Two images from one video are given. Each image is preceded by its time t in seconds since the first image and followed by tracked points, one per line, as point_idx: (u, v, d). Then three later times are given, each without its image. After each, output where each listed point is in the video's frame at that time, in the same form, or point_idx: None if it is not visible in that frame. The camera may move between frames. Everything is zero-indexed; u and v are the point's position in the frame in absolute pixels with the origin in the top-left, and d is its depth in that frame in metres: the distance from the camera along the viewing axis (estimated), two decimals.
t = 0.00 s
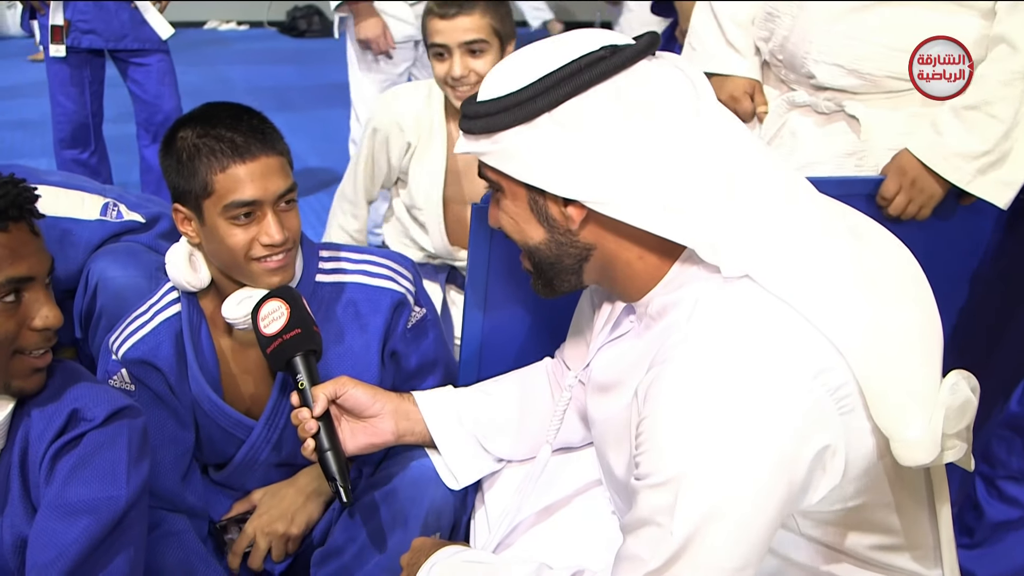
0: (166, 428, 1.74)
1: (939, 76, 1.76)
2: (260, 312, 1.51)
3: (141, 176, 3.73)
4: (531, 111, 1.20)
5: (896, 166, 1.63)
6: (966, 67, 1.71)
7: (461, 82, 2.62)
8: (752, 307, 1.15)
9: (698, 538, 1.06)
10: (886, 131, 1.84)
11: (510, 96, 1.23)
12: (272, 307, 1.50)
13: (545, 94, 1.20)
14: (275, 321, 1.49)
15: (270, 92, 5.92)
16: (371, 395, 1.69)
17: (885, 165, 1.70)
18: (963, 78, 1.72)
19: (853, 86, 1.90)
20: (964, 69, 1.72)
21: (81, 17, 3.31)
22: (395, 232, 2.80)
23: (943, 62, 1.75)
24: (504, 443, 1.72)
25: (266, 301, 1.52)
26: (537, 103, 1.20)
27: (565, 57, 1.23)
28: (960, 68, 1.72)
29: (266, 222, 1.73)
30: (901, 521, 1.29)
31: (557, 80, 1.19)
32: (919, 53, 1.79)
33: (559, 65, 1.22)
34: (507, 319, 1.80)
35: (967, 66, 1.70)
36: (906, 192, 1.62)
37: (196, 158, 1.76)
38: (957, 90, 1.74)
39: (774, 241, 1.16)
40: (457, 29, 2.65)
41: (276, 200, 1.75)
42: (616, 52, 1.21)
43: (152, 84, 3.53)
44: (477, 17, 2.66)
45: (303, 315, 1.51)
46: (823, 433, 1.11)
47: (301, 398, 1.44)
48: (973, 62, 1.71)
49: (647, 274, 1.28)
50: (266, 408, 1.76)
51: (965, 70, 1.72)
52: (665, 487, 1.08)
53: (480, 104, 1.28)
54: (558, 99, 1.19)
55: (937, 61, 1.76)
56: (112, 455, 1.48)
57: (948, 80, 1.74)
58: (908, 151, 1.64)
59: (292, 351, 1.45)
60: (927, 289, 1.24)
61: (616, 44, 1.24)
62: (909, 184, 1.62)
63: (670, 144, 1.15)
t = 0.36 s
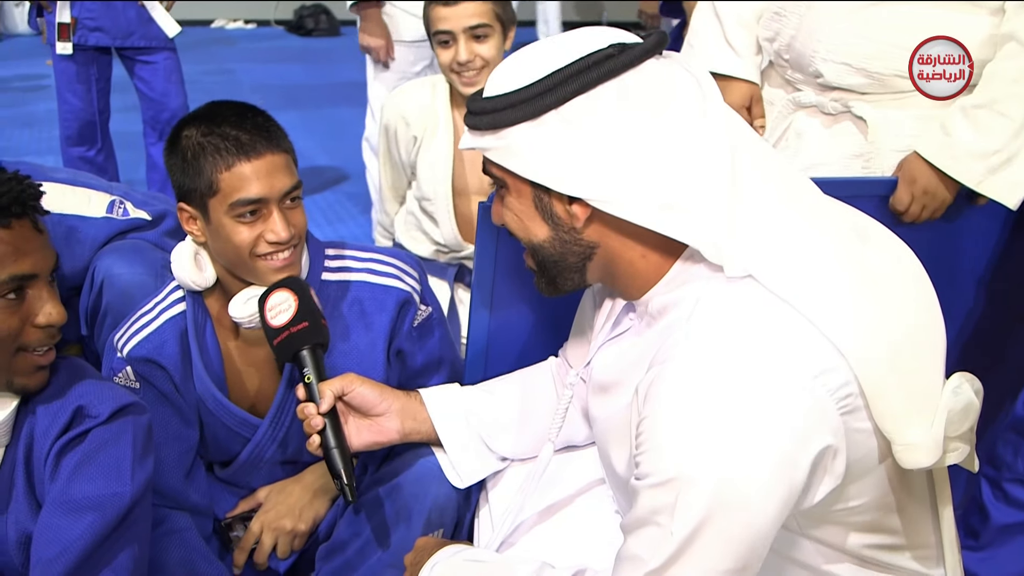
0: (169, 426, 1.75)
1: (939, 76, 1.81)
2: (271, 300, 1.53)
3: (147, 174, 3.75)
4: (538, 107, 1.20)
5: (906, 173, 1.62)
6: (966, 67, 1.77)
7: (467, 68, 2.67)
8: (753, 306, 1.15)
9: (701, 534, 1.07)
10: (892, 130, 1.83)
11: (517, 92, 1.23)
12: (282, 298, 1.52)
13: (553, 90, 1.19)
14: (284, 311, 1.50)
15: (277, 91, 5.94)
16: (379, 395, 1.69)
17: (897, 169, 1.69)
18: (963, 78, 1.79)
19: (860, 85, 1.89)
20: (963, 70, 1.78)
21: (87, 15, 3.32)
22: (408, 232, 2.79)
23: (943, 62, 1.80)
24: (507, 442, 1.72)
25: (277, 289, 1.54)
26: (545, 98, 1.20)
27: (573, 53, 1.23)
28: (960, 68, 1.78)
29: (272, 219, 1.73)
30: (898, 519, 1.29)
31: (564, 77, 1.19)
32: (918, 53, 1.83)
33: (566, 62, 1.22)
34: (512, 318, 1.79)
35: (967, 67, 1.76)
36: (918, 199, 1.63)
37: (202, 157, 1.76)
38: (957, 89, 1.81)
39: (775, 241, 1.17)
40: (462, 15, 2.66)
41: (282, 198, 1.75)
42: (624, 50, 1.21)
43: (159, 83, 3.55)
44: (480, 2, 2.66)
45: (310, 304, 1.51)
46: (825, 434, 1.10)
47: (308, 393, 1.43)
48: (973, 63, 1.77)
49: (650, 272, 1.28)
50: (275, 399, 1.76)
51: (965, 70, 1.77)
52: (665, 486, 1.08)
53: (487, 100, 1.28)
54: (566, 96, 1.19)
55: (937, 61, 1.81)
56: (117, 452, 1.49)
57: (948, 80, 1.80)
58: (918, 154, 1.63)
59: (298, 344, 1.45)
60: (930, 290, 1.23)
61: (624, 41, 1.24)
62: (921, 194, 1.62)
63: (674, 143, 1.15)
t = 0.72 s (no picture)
0: (176, 423, 1.74)
1: (939, 76, 1.79)
2: (435, 309, 1.31)
3: (152, 173, 3.75)
4: (545, 94, 1.20)
5: (905, 165, 1.63)
6: (966, 67, 1.76)
7: (475, 63, 2.68)
8: (755, 304, 1.14)
9: (703, 531, 1.07)
10: (896, 129, 1.81)
11: (524, 79, 1.23)
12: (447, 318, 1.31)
13: (560, 77, 1.20)
14: (431, 335, 1.30)
15: (281, 89, 5.94)
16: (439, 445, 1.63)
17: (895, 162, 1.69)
18: (963, 78, 1.77)
19: (865, 84, 1.88)
20: (963, 70, 1.77)
21: (92, 13, 3.31)
22: (413, 231, 2.81)
23: (943, 62, 1.79)
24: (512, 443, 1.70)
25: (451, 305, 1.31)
26: (552, 85, 1.20)
27: (580, 40, 1.24)
28: (960, 68, 1.77)
29: (278, 220, 1.74)
30: (897, 515, 1.29)
31: (571, 63, 1.20)
32: (918, 53, 1.82)
33: (574, 48, 1.23)
34: (515, 316, 1.79)
35: (967, 67, 1.75)
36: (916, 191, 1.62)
37: (208, 157, 1.77)
38: (957, 89, 1.79)
39: (778, 239, 1.16)
40: (466, 10, 2.66)
41: (288, 198, 1.75)
42: (630, 37, 1.22)
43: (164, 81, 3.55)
44: None
45: (474, 323, 1.31)
46: (825, 431, 1.10)
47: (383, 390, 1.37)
48: (973, 63, 1.76)
49: (653, 266, 1.28)
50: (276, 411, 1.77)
51: (965, 70, 1.76)
52: (668, 484, 1.08)
53: (493, 89, 1.28)
54: (573, 82, 1.19)
55: (937, 61, 1.79)
56: (119, 449, 1.49)
57: (948, 80, 1.79)
58: (915, 146, 1.63)
59: (417, 367, 1.32)
60: (932, 290, 1.23)
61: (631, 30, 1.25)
62: (920, 185, 1.62)
63: (678, 138, 1.14)
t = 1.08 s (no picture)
0: (177, 426, 1.73)
1: (939, 76, 1.79)
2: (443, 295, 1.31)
3: (156, 172, 3.76)
4: (547, 97, 1.20)
5: (908, 165, 1.62)
6: (966, 67, 1.76)
7: (473, 63, 2.68)
8: (760, 304, 1.14)
9: (708, 532, 1.06)
10: (891, 126, 1.81)
11: (525, 84, 1.23)
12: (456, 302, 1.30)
13: (560, 80, 1.20)
14: (443, 319, 1.29)
15: (286, 88, 5.95)
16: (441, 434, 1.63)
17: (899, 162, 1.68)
18: (963, 78, 1.77)
19: (863, 81, 1.88)
20: (964, 69, 1.77)
21: (97, 13, 3.28)
22: (416, 229, 2.81)
23: (943, 62, 1.79)
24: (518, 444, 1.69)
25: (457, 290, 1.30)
26: (552, 88, 1.20)
27: (580, 44, 1.24)
28: (960, 68, 1.77)
29: (282, 227, 1.73)
30: (905, 517, 1.28)
31: (571, 67, 1.19)
32: (918, 53, 1.81)
33: (573, 52, 1.23)
34: (519, 318, 1.79)
35: (968, 67, 1.75)
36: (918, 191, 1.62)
37: (211, 161, 1.77)
38: (957, 90, 1.80)
39: (783, 238, 1.16)
40: (463, 10, 2.65)
41: (291, 205, 1.75)
42: (629, 39, 1.22)
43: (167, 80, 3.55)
44: None
45: (485, 312, 1.28)
46: (830, 430, 1.10)
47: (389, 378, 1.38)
48: (973, 62, 1.76)
49: (657, 268, 1.28)
50: (278, 417, 1.78)
51: (965, 70, 1.76)
52: (673, 484, 1.07)
53: (493, 95, 1.28)
54: (574, 85, 1.19)
55: (937, 61, 1.79)
56: (120, 448, 1.49)
57: (948, 80, 1.78)
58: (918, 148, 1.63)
59: (423, 356, 1.32)
60: (938, 292, 1.22)
61: (630, 32, 1.25)
62: (922, 185, 1.61)
63: (680, 140, 1.14)
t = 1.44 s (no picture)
0: (181, 427, 1.75)
1: (939, 76, 1.79)
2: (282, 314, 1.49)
3: (160, 172, 3.77)
4: (546, 103, 1.20)
5: (908, 166, 1.62)
6: (966, 67, 1.76)
7: (470, 64, 2.67)
8: (762, 306, 1.14)
9: (710, 535, 1.06)
10: (888, 128, 1.81)
11: (524, 89, 1.22)
12: (293, 308, 1.49)
13: (559, 85, 1.19)
14: (295, 323, 1.47)
15: (289, 89, 5.96)
16: (397, 404, 1.67)
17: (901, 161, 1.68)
18: (963, 78, 1.77)
19: (860, 83, 1.87)
20: (964, 69, 1.76)
21: (100, 14, 3.32)
22: (422, 232, 2.77)
23: (943, 62, 1.78)
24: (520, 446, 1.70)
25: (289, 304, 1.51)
26: (551, 94, 1.19)
27: (579, 48, 1.23)
28: (960, 68, 1.77)
29: (281, 235, 1.73)
30: (909, 520, 1.28)
31: (569, 72, 1.19)
32: (918, 53, 1.80)
33: (572, 57, 1.22)
34: (523, 321, 1.79)
35: (967, 66, 1.75)
36: (919, 192, 1.61)
37: (211, 168, 1.77)
38: (957, 89, 1.79)
39: (783, 241, 1.16)
40: (461, 10, 2.66)
41: (291, 213, 1.74)
42: (629, 43, 1.21)
43: (171, 81, 3.55)
44: None
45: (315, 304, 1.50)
46: (832, 433, 1.10)
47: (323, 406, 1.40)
48: (972, 62, 1.76)
49: (660, 271, 1.28)
50: (283, 417, 1.77)
51: (965, 70, 1.76)
52: (674, 486, 1.07)
53: (492, 100, 1.27)
54: (572, 90, 1.18)
55: (937, 61, 1.79)
56: (124, 448, 1.49)
57: (948, 80, 1.78)
58: (918, 150, 1.62)
59: (314, 354, 1.42)
60: (940, 293, 1.22)
61: (630, 36, 1.25)
62: (922, 186, 1.61)
63: (681, 141, 1.14)
